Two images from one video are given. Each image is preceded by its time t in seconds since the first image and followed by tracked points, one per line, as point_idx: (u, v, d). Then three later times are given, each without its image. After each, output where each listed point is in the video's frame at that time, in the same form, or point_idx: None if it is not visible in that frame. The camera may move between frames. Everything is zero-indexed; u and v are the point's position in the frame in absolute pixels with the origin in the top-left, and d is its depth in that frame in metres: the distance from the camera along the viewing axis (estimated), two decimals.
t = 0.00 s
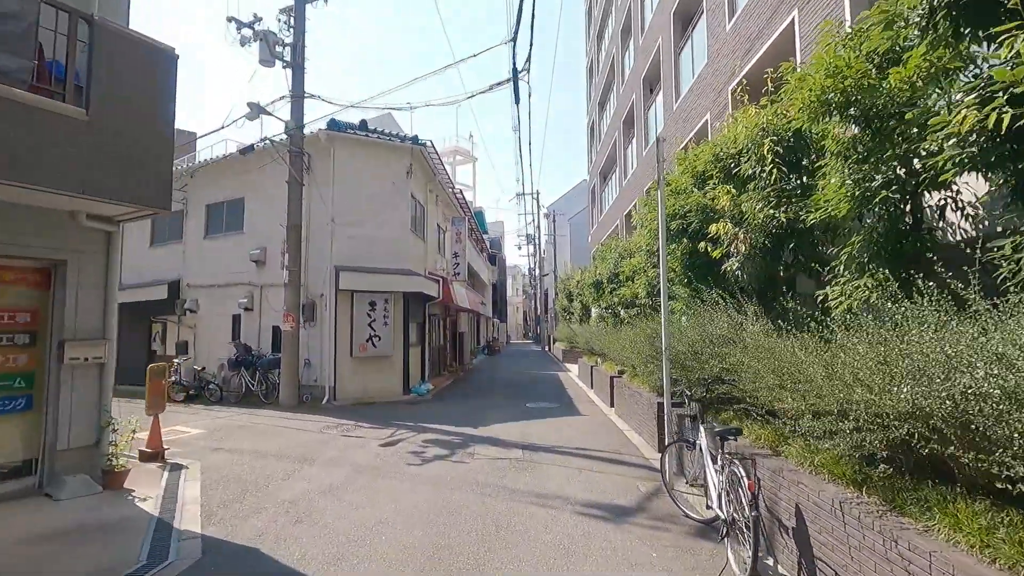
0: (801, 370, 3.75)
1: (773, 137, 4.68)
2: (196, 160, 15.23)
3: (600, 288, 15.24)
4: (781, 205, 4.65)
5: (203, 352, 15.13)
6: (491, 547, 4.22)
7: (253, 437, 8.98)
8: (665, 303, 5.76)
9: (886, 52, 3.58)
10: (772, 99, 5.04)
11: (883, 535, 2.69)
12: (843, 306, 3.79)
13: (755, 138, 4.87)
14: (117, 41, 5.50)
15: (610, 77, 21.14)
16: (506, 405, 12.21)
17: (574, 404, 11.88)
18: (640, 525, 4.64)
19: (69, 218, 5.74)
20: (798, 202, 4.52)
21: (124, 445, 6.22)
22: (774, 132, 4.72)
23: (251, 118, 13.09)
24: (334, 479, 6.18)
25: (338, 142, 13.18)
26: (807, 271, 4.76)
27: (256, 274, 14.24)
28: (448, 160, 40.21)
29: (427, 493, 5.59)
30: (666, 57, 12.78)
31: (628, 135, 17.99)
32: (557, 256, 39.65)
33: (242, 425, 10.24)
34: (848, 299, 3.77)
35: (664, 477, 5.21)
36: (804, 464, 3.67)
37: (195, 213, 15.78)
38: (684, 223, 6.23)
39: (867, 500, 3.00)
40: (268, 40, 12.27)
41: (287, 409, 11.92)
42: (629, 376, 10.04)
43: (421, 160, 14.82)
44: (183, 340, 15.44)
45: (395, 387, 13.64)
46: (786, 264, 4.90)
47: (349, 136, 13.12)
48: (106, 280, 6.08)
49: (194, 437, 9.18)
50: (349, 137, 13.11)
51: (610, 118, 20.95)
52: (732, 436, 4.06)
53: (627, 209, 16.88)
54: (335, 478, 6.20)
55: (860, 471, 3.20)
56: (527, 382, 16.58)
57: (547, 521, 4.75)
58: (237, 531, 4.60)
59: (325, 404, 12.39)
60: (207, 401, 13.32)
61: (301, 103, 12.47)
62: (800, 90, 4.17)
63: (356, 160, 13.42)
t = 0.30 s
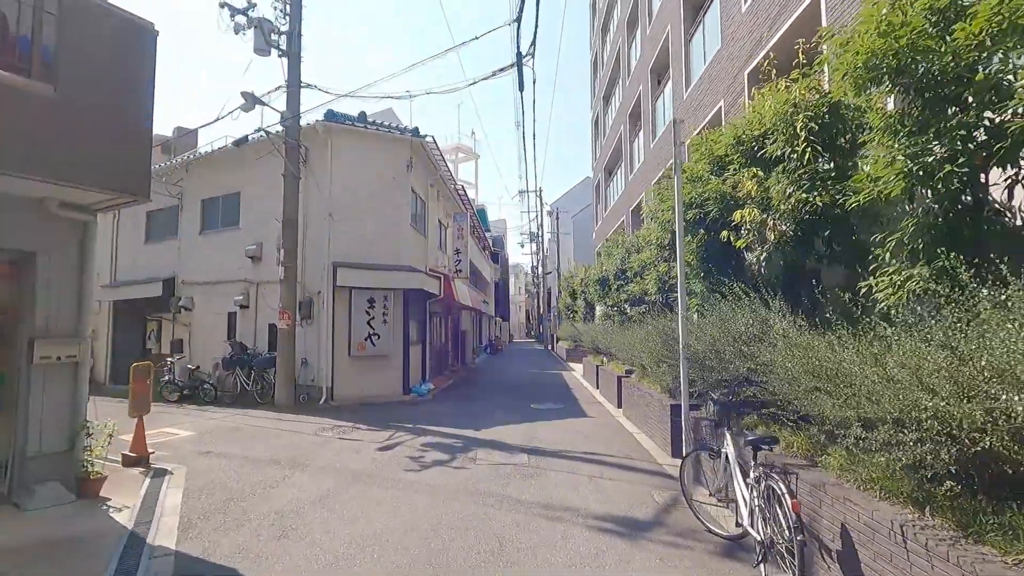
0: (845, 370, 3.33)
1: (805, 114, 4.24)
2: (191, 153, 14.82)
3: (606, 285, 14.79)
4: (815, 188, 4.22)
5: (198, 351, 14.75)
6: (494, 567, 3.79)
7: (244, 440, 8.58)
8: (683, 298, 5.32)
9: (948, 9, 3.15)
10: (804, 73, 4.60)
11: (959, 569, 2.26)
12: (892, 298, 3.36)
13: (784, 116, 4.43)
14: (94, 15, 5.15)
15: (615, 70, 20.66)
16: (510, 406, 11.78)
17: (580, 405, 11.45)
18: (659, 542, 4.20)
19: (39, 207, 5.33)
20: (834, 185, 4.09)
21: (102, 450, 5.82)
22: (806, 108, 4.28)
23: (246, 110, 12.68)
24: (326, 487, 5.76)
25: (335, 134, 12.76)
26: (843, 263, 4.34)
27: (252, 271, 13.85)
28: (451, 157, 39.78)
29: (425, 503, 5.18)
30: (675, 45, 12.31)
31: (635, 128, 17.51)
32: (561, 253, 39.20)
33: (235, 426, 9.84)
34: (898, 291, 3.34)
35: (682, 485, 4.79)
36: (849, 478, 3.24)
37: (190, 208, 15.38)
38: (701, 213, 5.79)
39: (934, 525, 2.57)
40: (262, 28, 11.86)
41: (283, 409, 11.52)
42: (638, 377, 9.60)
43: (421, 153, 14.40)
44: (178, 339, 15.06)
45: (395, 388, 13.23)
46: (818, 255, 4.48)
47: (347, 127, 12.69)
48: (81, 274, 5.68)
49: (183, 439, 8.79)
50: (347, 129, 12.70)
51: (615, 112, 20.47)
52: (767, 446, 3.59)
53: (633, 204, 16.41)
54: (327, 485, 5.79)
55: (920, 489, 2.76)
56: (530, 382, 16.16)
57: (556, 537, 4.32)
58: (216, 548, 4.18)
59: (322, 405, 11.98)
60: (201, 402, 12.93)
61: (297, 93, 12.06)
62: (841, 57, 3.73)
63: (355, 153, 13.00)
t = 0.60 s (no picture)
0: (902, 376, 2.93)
1: (841, 90, 3.84)
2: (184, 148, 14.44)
3: (611, 283, 14.38)
4: (853, 172, 3.80)
5: (193, 350, 14.39)
6: None
7: (234, 444, 8.21)
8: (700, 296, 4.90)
9: None
10: (838, 46, 4.19)
11: None
12: (951, 294, 2.96)
13: (815, 93, 4.04)
14: None
15: (620, 63, 20.24)
16: (513, 408, 11.39)
17: (585, 407, 11.05)
18: (678, 564, 3.80)
19: (5, 197, 4.95)
20: (874, 169, 3.69)
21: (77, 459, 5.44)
22: (841, 85, 3.89)
23: (240, 102, 12.29)
24: (315, 497, 5.38)
25: (332, 127, 12.35)
26: (881, 256, 3.95)
27: (247, 268, 13.48)
28: (452, 154, 39.37)
29: (420, 516, 4.79)
30: (684, 34, 11.89)
31: (640, 122, 17.06)
32: (564, 251, 38.76)
33: (227, 429, 9.48)
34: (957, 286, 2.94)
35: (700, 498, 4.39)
36: (903, 500, 2.84)
37: (185, 205, 15.01)
38: (718, 204, 5.37)
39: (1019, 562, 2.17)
40: (256, 17, 11.46)
41: (278, 411, 11.14)
42: (646, 378, 9.19)
43: (420, 147, 13.98)
44: (172, 338, 14.71)
45: (394, 388, 12.85)
46: (852, 247, 4.09)
47: (344, 120, 12.30)
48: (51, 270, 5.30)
49: (172, 443, 8.42)
50: (344, 122, 12.28)
51: (620, 107, 20.02)
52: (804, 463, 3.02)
53: (639, 199, 16.00)
54: (316, 496, 5.40)
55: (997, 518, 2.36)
56: (533, 383, 15.76)
57: (563, 558, 3.92)
58: (188, 570, 3.80)
59: (318, 406, 11.61)
60: (195, 403, 12.57)
61: (293, 84, 11.67)
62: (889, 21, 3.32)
63: (352, 147, 12.60)
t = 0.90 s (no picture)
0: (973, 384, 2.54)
1: (888, 54, 3.38)
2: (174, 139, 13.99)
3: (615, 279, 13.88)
4: (899, 148, 3.35)
5: (184, 348, 13.98)
6: None
7: (219, 448, 7.78)
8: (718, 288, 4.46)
9: None
10: (878, 5, 3.72)
11: None
12: None
13: (855, 60, 3.58)
14: None
15: (624, 53, 19.74)
16: (513, 408, 10.95)
17: (588, 407, 10.60)
18: None
19: None
20: (925, 144, 3.26)
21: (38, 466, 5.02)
22: (885, 48, 3.44)
23: (230, 90, 11.83)
24: (298, 509, 4.96)
25: (325, 116, 11.88)
26: (930, 243, 3.54)
27: (239, 263, 13.06)
28: (453, 149, 38.89)
29: (410, 532, 4.36)
30: (692, 18, 11.40)
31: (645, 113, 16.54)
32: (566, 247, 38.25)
33: (214, 431, 9.06)
34: None
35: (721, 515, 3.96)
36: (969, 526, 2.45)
37: (176, 198, 14.57)
38: (738, 188, 4.91)
39: None
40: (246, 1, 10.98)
41: (269, 411, 10.72)
42: (654, 377, 8.72)
43: (417, 137, 13.50)
44: (163, 336, 14.31)
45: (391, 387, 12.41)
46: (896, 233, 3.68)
47: (338, 109, 11.82)
48: (10, 261, 4.87)
49: (154, 446, 8.00)
50: (337, 110, 11.81)
51: (624, 98, 19.48)
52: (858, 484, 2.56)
53: (644, 192, 15.53)
54: (298, 508, 4.97)
55: None
56: (535, 381, 15.31)
57: None
58: None
59: (312, 406, 11.20)
60: (185, 402, 12.16)
61: (285, 71, 11.21)
62: None
63: (346, 137, 12.13)
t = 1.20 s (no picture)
0: None
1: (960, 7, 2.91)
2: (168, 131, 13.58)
3: (623, 276, 13.43)
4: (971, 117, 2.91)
5: (179, 347, 13.58)
6: None
7: (209, 453, 7.37)
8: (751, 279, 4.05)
9: None
10: None
11: None
12: None
13: (917, 18, 3.14)
14: None
15: (630, 45, 19.28)
16: (518, 410, 10.53)
17: (597, 410, 10.16)
18: None
19: None
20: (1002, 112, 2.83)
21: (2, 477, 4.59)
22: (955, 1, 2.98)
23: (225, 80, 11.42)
24: (286, 524, 4.54)
25: (323, 107, 11.44)
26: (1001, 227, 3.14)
27: (235, 260, 12.65)
28: (456, 147, 38.46)
29: (408, 551, 3.94)
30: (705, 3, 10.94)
31: (653, 106, 16.07)
32: (570, 246, 37.77)
33: (205, 434, 8.66)
34: None
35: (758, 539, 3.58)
36: None
37: (171, 193, 14.16)
38: (771, 171, 4.56)
39: None
40: None
41: (264, 413, 10.31)
42: (668, 379, 8.27)
43: (419, 129, 13.06)
44: (157, 335, 13.91)
45: (391, 388, 11.99)
46: (960, 218, 3.27)
47: (337, 99, 11.38)
48: None
49: (141, 450, 7.60)
50: (336, 101, 11.38)
51: (630, 92, 19.00)
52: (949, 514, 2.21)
53: (652, 187, 15.08)
54: (286, 523, 4.54)
55: None
56: (540, 382, 14.87)
57: None
58: None
59: (309, 407, 10.80)
60: (179, 403, 11.76)
61: (281, 60, 10.79)
62: None
63: (345, 128, 11.69)
